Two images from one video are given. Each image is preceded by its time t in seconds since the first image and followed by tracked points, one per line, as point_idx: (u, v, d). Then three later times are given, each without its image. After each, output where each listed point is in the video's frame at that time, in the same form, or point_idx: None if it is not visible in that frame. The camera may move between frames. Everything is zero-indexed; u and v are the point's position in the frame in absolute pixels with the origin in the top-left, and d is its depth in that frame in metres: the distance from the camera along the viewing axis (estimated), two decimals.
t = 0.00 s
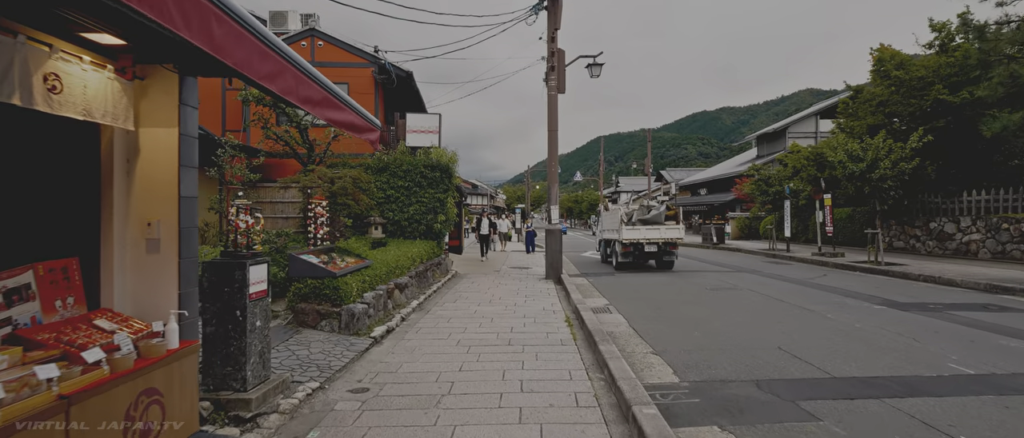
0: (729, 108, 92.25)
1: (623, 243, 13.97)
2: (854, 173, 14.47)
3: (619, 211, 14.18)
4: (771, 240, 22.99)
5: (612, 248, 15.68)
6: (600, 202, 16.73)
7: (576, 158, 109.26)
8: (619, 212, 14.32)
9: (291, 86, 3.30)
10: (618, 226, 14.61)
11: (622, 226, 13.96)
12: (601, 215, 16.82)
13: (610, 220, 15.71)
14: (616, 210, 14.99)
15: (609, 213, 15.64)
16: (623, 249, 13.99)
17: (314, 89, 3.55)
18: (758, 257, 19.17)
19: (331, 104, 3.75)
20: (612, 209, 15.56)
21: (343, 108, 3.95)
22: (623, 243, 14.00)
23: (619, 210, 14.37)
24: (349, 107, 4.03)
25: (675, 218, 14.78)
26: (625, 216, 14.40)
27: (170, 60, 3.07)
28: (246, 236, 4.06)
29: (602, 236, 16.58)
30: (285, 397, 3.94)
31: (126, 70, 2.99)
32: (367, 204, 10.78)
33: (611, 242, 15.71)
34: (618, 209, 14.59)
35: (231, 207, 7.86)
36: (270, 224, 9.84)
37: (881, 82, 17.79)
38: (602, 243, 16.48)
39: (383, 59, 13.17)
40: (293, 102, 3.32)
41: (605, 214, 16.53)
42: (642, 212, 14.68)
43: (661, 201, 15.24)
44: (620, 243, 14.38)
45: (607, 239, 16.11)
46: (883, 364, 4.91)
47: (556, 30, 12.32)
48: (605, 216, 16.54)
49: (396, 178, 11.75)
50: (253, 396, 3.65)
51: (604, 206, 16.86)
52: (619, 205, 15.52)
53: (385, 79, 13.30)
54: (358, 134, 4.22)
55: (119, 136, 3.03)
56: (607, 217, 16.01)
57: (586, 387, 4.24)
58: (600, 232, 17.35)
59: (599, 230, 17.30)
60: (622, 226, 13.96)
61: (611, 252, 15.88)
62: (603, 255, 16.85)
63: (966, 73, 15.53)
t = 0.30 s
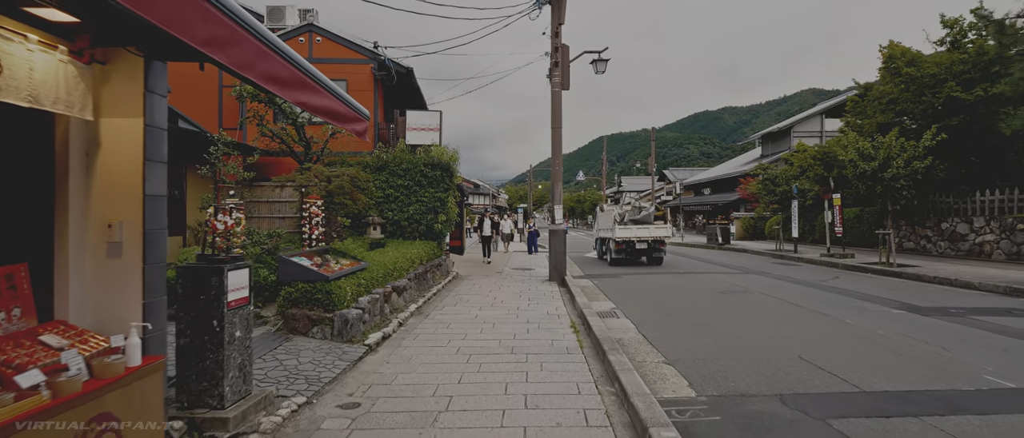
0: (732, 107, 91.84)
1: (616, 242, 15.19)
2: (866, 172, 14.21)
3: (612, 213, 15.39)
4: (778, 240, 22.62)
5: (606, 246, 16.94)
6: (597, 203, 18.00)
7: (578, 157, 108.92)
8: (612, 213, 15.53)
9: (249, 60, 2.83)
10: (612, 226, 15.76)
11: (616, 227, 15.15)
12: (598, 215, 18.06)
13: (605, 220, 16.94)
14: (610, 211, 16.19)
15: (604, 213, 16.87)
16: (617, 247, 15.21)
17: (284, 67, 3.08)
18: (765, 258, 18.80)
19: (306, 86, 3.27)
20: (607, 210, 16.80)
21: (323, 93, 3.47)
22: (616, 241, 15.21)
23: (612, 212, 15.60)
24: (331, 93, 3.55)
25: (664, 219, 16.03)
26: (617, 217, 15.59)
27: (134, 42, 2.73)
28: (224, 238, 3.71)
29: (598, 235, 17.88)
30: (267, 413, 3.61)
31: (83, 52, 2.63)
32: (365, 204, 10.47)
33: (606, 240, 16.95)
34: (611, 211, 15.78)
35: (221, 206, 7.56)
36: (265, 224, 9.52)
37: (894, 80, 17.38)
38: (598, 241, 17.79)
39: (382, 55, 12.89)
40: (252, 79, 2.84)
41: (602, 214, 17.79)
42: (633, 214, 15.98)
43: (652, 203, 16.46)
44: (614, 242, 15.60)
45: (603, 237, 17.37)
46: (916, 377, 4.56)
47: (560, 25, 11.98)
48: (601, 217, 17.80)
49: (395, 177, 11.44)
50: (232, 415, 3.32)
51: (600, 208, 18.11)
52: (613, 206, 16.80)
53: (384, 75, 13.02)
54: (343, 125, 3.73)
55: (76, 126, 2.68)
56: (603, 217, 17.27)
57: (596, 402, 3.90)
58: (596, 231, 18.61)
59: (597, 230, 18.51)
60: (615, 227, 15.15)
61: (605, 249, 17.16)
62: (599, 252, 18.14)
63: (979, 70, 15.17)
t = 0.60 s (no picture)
0: (735, 109, 91.39)
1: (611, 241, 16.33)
2: (879, 171, 13.83)
3: (606, 213, 16.62)
4: (786, 242, 22.19)
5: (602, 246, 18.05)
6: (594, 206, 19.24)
7: (580, 159, 108.54)
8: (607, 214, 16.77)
9: (173, 4, 2.37)
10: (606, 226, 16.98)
11: (610, 227, 16.37)
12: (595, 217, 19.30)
13: (601, 221, 18.16)
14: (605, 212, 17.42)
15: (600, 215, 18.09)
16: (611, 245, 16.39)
17: (222, 18, 2.62)
18: (773, 260, 18.38)
19: (259, 50, 2.87)
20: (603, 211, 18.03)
21: (284, 61, 3.07)
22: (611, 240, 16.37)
23: (607, 213, 16.84)
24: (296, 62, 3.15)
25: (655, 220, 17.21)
26: (611, 217, 16.79)
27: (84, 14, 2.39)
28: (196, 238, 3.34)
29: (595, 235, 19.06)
30: (245, 433, 3.26)
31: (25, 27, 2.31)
32: (362, 204, 10.13)
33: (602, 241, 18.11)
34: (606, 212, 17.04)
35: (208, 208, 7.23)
36: (260, 225, 9.17)
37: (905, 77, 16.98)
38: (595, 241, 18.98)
39: (381, 52, 12.60)
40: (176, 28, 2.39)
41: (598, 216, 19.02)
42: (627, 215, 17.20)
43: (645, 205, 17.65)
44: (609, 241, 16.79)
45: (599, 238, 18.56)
46: (953, 389, 4.19)
47: (562, 20, 11.64)
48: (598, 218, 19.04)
49: (394, 177, 11.11)
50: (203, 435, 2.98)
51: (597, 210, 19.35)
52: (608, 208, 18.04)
53: (383, 72, 12.69)
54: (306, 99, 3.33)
55: (19, 110, 2.37)
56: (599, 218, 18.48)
57: (606, 420, 3.54)
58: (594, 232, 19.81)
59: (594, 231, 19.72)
60: (610, 227, 16.37)
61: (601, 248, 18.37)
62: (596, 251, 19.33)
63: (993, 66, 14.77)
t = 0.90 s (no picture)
0: (738, 107, 90.82)
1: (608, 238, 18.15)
2: (892, 170, 13.45)
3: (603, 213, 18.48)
4: (793, 241, 21.81)
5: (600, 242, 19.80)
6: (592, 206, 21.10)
7: (583, 158, 108.02)
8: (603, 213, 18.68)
9: None
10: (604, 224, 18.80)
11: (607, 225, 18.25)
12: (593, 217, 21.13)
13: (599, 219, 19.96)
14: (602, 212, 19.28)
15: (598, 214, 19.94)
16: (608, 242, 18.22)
17: None
18: (781, 261, 18.01)
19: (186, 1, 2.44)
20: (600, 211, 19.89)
21: (229, 22, 2.66)
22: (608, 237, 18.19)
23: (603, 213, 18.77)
24: (248, 27, 2.77)
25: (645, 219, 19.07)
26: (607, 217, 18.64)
27: None
28: (162, 240, 2.99)
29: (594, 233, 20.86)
30: None
31: None
32: (360, 202, 9.82)
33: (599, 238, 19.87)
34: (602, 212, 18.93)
35: (198, 207, 6.92)
36: (256, 225, 8.87)
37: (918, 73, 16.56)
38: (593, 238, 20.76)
39: (382, 47, 12.24)
40: None
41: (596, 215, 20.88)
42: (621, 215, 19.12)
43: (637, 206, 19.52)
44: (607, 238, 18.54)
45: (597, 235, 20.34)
46: (997, 405, 3.85)
47: (567, 13, 11.30)
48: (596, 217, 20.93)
49: (393, 174, 10.79)
50: None
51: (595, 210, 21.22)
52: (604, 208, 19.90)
53: (382, 68, 12.16)
54: (266, 73, 3.04)
55: None
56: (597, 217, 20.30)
57: None
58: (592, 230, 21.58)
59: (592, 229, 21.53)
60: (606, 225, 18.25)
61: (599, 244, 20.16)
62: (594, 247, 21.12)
63: (1010, 62, 14.37)
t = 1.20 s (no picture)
0: (740, 109, 90.51)
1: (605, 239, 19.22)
2: (905, 169, 13.09)
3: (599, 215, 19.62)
4: (799, 243, 21.46)
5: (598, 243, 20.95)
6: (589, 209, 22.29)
7: (584, 159, 107.76)
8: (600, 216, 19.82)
9: None
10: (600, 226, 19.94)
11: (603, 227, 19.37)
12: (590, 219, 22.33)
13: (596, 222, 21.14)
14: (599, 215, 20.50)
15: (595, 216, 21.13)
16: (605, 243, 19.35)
17: None
18: (789, 263, 17.64)
19: None
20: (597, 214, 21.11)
21: None
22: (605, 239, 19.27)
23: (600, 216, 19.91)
24: None
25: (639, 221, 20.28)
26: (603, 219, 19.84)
27: None
28: (122, 240, 2.61)
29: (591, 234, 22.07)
30: None
31: None
32: (358, 202, 9.51)
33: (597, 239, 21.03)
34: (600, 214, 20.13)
35: (187, 207, 6.59)
36: (251, 226, 8.52)
37: (929, 71, 16.21)
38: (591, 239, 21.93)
39: (381, 43, 11.97)
40: None
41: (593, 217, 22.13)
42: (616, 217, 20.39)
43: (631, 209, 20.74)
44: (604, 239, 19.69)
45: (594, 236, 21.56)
46: None
47: (572, 8, 10.99)
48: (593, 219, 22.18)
49: (392, 173, 10.48)
50: None
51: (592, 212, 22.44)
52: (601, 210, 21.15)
53: (382, 64, 11.96)
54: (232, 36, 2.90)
55: None
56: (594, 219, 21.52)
57: None
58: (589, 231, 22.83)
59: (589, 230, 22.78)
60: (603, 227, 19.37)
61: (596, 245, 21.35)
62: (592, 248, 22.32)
63: None
